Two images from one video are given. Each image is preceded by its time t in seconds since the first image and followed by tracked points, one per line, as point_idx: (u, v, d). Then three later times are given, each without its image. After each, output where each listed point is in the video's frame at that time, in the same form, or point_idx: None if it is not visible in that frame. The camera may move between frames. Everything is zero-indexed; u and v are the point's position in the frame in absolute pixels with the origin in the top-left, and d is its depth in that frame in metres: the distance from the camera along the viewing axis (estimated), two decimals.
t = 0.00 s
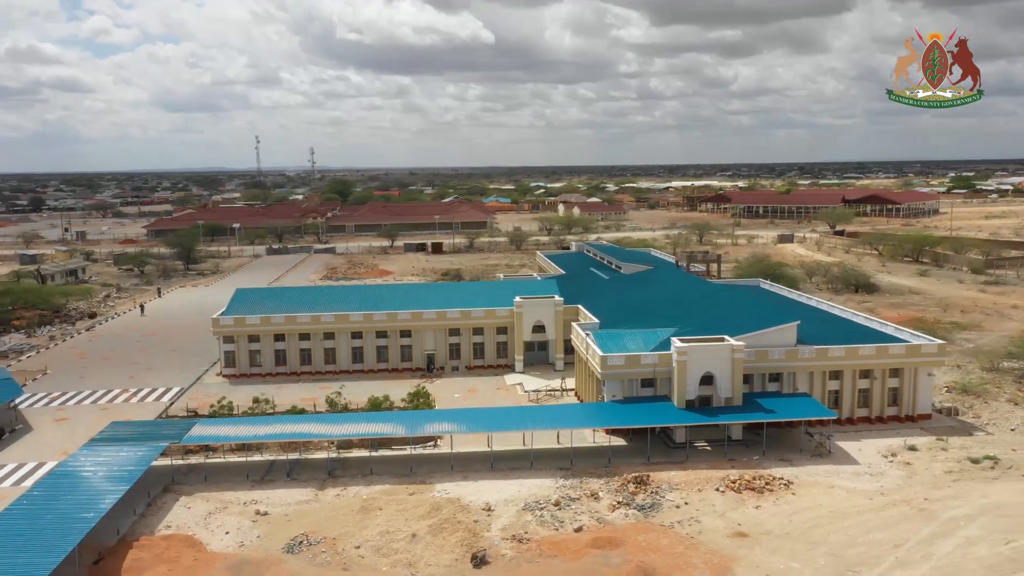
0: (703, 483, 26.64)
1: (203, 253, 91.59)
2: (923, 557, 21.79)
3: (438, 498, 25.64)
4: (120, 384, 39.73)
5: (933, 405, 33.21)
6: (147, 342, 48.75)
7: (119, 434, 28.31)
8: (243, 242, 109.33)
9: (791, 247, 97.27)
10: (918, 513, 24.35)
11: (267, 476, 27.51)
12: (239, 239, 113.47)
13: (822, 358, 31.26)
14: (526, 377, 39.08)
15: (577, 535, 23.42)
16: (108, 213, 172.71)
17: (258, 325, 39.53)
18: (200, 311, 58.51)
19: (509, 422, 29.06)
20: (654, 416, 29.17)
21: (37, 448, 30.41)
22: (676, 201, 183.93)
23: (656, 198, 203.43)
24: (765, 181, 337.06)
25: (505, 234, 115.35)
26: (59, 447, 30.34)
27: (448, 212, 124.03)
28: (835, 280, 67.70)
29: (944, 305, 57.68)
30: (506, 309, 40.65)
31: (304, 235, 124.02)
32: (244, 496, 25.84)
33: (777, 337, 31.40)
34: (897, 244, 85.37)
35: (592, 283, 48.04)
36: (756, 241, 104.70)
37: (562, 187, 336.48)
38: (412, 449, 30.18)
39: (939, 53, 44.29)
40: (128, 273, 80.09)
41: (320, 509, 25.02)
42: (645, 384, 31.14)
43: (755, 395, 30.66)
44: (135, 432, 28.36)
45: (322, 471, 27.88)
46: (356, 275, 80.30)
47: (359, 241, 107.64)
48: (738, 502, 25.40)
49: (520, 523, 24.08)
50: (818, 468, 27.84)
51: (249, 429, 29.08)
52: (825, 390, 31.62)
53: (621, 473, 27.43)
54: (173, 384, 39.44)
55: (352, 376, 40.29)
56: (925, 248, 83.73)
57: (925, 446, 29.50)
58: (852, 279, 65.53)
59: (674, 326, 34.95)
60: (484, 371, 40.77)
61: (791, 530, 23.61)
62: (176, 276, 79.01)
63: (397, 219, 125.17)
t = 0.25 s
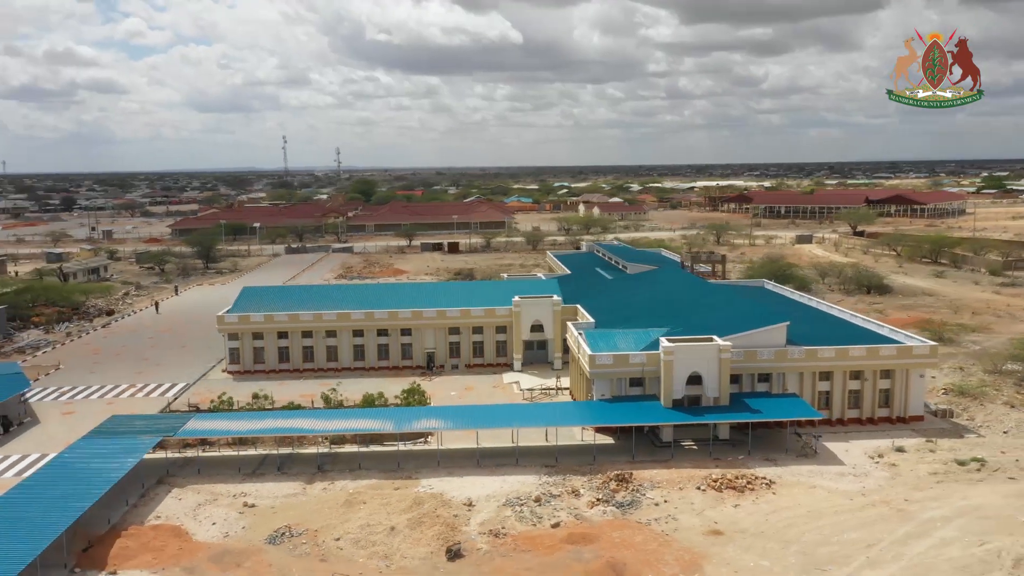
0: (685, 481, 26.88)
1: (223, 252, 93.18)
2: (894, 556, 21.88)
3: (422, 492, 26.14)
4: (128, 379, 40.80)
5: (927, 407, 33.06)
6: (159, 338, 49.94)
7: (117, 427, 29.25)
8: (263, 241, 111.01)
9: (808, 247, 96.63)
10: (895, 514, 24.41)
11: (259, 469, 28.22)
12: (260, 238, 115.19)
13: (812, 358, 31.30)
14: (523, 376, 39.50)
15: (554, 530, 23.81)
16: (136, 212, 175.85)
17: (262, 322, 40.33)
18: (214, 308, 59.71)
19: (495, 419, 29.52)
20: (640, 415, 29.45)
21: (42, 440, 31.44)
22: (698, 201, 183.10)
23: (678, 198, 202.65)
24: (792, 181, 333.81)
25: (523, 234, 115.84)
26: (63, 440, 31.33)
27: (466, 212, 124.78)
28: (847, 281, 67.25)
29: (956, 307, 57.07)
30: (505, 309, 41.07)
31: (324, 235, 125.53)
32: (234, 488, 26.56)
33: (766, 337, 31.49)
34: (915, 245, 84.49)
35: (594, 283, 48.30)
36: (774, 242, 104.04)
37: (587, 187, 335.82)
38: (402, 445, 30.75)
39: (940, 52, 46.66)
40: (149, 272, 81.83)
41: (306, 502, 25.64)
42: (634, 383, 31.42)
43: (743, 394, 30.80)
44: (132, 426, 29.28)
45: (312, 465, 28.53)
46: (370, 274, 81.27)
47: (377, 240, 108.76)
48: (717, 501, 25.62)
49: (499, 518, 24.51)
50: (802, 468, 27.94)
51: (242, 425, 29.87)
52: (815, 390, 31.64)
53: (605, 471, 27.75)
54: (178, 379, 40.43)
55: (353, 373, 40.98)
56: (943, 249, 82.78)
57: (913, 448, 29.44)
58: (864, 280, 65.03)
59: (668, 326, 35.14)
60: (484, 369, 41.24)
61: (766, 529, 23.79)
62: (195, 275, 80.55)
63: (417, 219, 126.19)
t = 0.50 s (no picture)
0: (666, 480, 27.15)
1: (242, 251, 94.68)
2: (864, 556, 22.00)
3: (406, 487, 26.68)
4: (136, 375, 41.89)
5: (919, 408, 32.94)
6: (171, 335, 51.11)
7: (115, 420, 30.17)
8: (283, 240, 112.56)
9: (826, 248, 95.92)
10: (871, 515, 24.49)
11: (251, 463, 28.96)
12: (281, 237, 116.78)
13: (801, 359, 31.35)
14: (520, 374, 39.91)
15: (530, 526, 24.22)
16: (164, 211, 178.80)
17: (266, 320, 41.14)
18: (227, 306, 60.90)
19: (482, 417, 29.98)
20: (625, 413, 29.74)
21: (46, 433, 32.49)
22: (721, 201, 182.12)
23: (701, 198, 201.65)
24: (819, 181, 330.21)
25: (540, 233, 116.25)
26: (66, 432, 32.33)
27: (484, 212, 125.43)
28: (859, 282, 66.77)
29: (967, 309, 56.47)
30: (503, 308, 41.51)
31: (344, 234, 126.88)
32: (224, 481, 27.31)
33: (755, 338, 31.59)
34: (933, 245, 83.56)
35: (597, 283, 48.57)
36: (792, 242, 103.28)
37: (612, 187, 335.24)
38: (392, 441, 31.33)
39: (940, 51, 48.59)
40: (169, 270, 83.48)
41: (292, 495, 26.30)
42: (622, 382, 31.71)
43: (730, 394, 30.95)
44: (130, 419, 30.19)
45: (302, 460, 29.21)
46: (384, 273, 82.17)
47: (395, 239, 109.77)
48: (695, 499, 25.86)
49: (478, 513, 24.96)
50: (785, 468, 28.05)
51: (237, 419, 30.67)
52: (804, 391, 31.69)
53: (588, 468, 28.10)
54: (184, 375, 41.43)
55: (354, 370, 41.66)
56: (962, 250, 81.77)
57: (900, 449, 29.40)
58: (876, 281, 64.53)
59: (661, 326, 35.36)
60: (483, 368, 41.71)
61: (740, 527, 24.00)
62: (213, 273, 82.03)
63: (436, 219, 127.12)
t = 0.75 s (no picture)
0: (646, 478, 27.43)
1: (258, 251, 95.99)
2: (832, 554, 22.13)
3: (389, 482, 27.23)
4: (141, 370, 42.89)
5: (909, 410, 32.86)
6: (180, 331, 52.17)
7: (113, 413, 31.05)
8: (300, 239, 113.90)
9: (841, 248, 95.24)
10: (845, 514, 24.60)
11: (241, 457, 29.67)
12: (298, 236, 118.14)
13: (787, 359, 31.47)
14: (515, 372, 40.32)
15: (506, 521, 24.62)
16: (187, 211, 181.24)
17: (267, 318, 41.98)
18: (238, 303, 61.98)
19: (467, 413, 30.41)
20: (609, 411, 30.06)
21: (48, 426, 33.47)
22: (741, 200, 181.07)
23: (722, 197, 200.55)
24: (845, 181, 326.69)
25: (556, 233, 116.48)
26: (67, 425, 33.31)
27: (500, 212, 125.92)
28: (869, 283, 66.32)
29: (975, 310, 55.96)
30: (500, 307, 41.92)
31: (362, 234, 128.05)
32: (214, 474, 28.04)
33: (741, 337, 31.76)
34: (949, 246, 82.68)
35: (598, 284, 48.85)
36: (808, 243, 102.58)
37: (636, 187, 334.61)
38: (381, 437, 31.88)
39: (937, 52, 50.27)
40: (186, 269, 84.96)
41: (278, 488, 26.97)
42: (609, 380, 32.00)
43: (715, 394, 31.14)
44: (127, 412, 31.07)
45: (291, 454, 29.86)
46: (396, 272, 82.95)
47: (410, 239, 110.60)
48: (672, 497, 26.12)
49: (456, 507, 25.44)
50: (766, 467, 28.21)
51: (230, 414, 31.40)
52: (790, 391, 31.81)
53: (569, 465, 28.46)
54: (187, 371, 42.37)
55: (354, 367, 42.31)
56: (978, 251, 80.82)
57: (884, 450, 29.42)
58: (885, 282, 64.09)
59: (652, 327, 35.66)
60: (479, 366, 42.16)
61: (713, 525, 24.24)
62: (228, 271, 83.32)
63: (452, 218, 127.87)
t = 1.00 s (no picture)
0: (624, 475, 27.75)
1: (275, 249, 97.39)
2: (799, 553, 22.30)
3: (371, 476, 27.79)
4: (146, 366, 43.95)
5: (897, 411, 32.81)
6: (188, 328, 53.29)
7: (111, 407, 32.01)
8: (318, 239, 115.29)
9: (857, 249, 94.54)
10: (818, 513, 24.74)
11: (232, 451, 30.41)
12: (316, 235, 119.57)
13: (772, 359, 31.58)
14: (510, 371, 40.77)
15: (481, 515, 25.08)
16: (211, 210, 183.84)
17: (269, 315, 42.78)
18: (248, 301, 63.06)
19: (452, 411, 30.90)
20: (592, 409, 30.37)
21: (51, 419, 34.51)
22: (762, 200, 179.93)
23: (744, 197, 199.33)
24: (871, 181, 322.82)
25: (571, 233, 116.75)
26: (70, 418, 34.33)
27: (516, 211, 126.44)
28: (878, 284, 65.91)
29: (982, 312, 55.43)
30: (497, 306, 42.36)
31: (379, 233, 129.25)
32: (203, 467, 28.80)
33: (727, 337, 31.91)
34: (965, 247, 81.81)
35: (599, 283, 49.10)
36: (825, 243, 101.86)
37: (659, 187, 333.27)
38: (370, 433, 32.46)
39: (935, 54, 51.93)
40: (203, 267, 86.50)
41: (263, 481, 27.65)
42: (595, 379, 32.33)
43: (700, 393, 31.34)
44: (124, 407, 32.01)
45: (280, 449, 30.55)
46: (408, 271, 83.76)
47: (426, 238, 111.50)
48: (648, 494, 26.41)
49: (434, 502, 25.94)
50: (746, 466, 28.38)
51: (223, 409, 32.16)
52: (776, 391, 31.92)
53: (551, 462, 28.85)
54: (190, 367, 43.35)
55: (352, 365, 42.97)
56: (994, 252, 79.89)
57: (867, 450, 29.46)
58: (894, 283, 63.69)
59: (643, 328, 35.88)
60: (476, 364, 42.64)
61: (685, 522, 24.51)
62: (244, 270, 84.67)
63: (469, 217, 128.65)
